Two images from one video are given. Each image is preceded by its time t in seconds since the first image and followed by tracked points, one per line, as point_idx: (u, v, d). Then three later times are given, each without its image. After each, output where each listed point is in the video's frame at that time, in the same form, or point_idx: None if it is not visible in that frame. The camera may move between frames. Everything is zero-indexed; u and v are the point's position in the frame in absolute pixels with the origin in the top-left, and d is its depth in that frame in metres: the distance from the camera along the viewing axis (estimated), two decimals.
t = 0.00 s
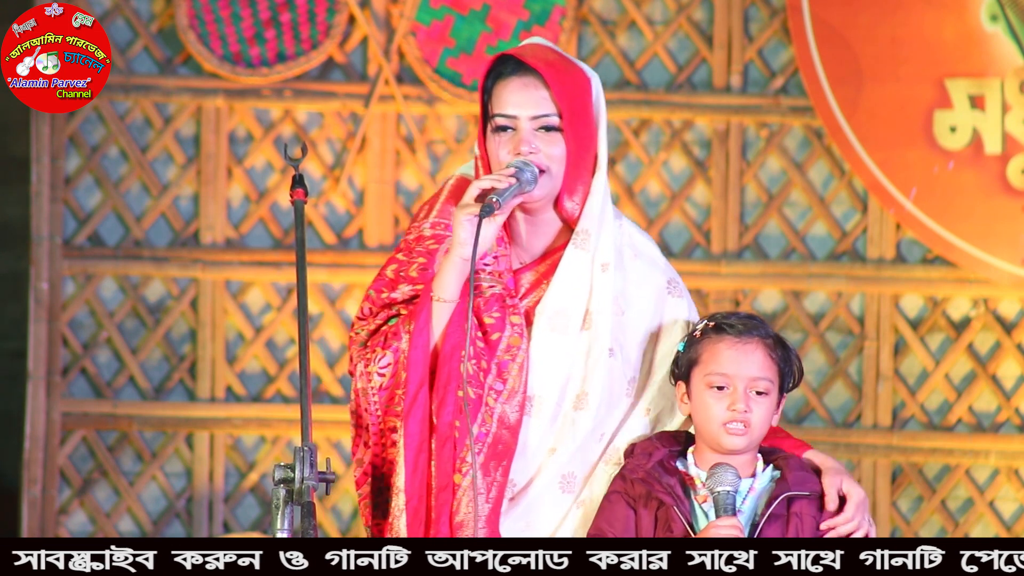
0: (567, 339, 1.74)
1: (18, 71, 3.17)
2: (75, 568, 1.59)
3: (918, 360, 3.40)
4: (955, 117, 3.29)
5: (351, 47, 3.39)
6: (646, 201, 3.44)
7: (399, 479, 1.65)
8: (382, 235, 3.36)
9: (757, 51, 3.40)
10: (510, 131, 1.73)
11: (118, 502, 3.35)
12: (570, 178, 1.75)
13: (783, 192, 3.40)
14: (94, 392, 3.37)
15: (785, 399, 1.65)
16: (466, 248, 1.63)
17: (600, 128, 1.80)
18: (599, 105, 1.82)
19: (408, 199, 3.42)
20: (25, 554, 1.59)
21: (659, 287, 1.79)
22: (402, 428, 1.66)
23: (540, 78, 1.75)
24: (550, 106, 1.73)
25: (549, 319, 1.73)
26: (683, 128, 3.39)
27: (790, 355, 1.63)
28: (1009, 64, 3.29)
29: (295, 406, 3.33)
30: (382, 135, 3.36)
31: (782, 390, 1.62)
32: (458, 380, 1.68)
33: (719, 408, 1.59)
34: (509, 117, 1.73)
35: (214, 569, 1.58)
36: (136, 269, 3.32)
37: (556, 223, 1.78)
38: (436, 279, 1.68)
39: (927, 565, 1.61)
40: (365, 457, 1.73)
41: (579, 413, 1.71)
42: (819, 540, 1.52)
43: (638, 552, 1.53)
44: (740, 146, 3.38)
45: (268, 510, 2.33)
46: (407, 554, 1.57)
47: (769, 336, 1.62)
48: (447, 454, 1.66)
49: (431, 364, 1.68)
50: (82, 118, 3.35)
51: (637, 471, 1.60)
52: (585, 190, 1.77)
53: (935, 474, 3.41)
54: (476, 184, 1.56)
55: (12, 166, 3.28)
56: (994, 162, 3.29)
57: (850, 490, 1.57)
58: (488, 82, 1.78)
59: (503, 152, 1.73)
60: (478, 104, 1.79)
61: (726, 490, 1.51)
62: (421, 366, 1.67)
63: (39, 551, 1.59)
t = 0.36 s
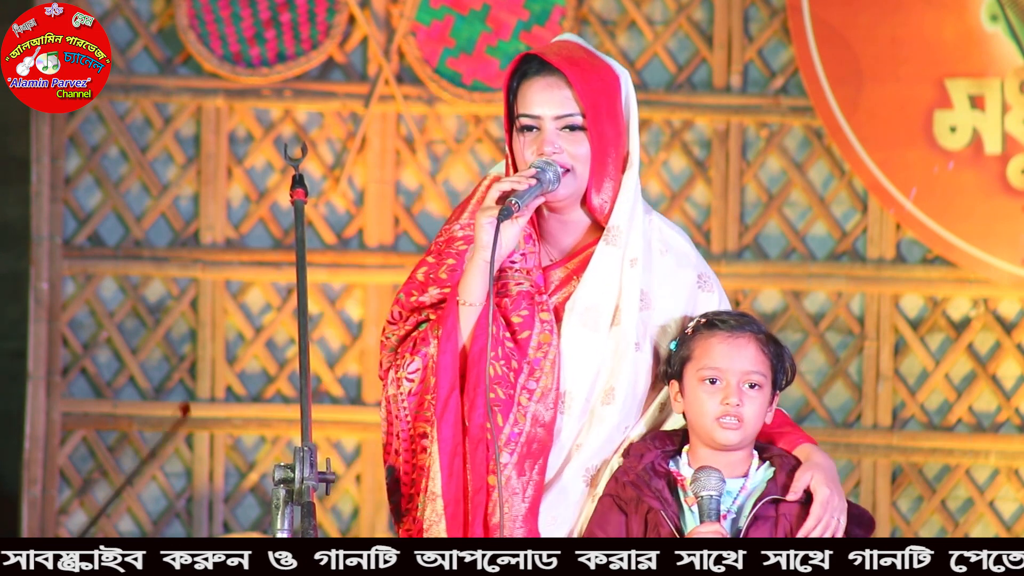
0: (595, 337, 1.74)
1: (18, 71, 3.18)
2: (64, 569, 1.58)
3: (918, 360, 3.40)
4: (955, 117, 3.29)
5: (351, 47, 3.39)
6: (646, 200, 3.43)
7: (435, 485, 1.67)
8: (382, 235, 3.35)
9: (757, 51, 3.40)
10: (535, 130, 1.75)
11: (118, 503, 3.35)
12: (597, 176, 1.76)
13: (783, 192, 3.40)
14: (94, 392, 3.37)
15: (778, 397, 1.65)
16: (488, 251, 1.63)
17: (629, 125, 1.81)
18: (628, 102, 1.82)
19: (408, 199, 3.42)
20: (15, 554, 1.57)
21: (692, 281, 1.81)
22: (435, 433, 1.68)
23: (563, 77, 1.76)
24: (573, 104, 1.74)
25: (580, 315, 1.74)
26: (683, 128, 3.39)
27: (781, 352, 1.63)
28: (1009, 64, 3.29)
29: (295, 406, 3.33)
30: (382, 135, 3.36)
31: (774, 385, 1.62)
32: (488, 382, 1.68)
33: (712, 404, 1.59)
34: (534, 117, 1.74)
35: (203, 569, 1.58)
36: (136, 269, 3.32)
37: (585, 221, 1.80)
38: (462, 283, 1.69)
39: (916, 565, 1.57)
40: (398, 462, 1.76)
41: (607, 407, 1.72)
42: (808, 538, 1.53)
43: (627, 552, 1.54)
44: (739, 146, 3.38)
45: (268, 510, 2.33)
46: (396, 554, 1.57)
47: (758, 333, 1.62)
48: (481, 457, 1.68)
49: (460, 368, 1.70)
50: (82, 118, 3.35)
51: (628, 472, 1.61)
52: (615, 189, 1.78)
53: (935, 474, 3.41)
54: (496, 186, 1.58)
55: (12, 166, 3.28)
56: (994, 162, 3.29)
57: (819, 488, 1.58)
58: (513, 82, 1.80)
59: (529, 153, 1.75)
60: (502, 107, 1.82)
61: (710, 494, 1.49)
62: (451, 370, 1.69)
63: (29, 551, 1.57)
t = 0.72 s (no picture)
0: (599, 338, 1.73)
1: (18, 71, 3.18)
2: (52, 568, 1.53)
3: (918, 360, 3.40)
4: (955, 117, 3.29)
5: (351, 47, 3.39)
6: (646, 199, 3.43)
7: (434, 485, 1.68)
8: (382, 235, 3.35)
9: (757, 51, 3.40)
10: (538, 133, 1.75)
11: (118, 502, 3.35)
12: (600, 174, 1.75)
13: (783, 193, 3.40)
14: (94, 392, 3.37)
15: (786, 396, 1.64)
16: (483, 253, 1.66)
17: (640, 126, 1.81)
18: (637, 102, 1.81)
19: (408, 199, 3.42)
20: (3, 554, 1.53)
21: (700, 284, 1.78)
22: (434, 435, 1.69)
23: (564, 79, 1.75)
24: (573, 107, 1.73)
25: (584, 316, 1.73)
26: (683, 128, 3.39)
27: (790, 351, 1.63)
28: (1008, 64, 3.29)
29: (295, 406, 3.33)
30: (382, 135, 3.36)
31: (784, 383, 1.62)
32: (484, 385, 1.69)
33: (719, 405, 1.58)
34: (536, 121, 1.74)
35: (192, 569, 1.55)
36: (136, 269, 3.32)
37: (593, 222, 1.79)
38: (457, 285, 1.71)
39: (905, 566, 1.52)
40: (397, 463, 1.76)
41: (609, 409, 1.70)
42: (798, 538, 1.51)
43: (616, 552, 1.52)
44: (739, 146, 3.38)
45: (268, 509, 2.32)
46: (385, 554, 1.53)
47: (769, 331, 1.62)
48: (476, 459, 1.67)
49: (457, 370, 1.70)
50: (82, 118, 3.35)
51: (638, 471, 1.61)
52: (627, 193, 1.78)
53: (935, 474, 3.41)
54: (488, 190, 1.58)
55: (12, 166, 3.28)
56: (994, 162, 3.29)
57: (835, 505, 1.54)
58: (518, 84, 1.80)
59: (530, 157, 1.75)
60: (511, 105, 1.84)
61: (721, 495, 1.49)
62: (449, 371, 1.69)
63: (17, 551, 1.53)
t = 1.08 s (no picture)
0: (601, 340, 1.73)
1: (18, 71, 3.18)
2: (41, 568, 1.57)
3: (918, 360, 3.40)
4: (955, 117, 3.29)
5: (351, 47, 3.39)
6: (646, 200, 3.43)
7: (423, 484, 1.68)
8: (383, 235, 3.35)
9: (757, 51, 3.40)
10: (539, 133, 1.75)
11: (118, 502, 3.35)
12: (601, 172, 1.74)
13: (783, 192, 3.40)
14: (94, 392, 3.37)
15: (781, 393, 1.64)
16: (477, 251, 1.67)
17: (647, 128, 1.81)
18: (641, 102, 1.81)
19: (407, 199, 3.42)
20: None
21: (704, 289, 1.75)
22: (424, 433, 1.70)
23: (564, 79, 1.75)
24: (572, 107, 1.74)
25: (587, 317, 1.74)
26: (683, 129, 3.39)
27: (786, 349, 1.62)
28: (1009, 64, 3.29)
29: (295, 406, 3.33)
30: (382, 135, 3.36)
31: (780, 382, 1.61)
32: (476, 384, 1.70)
33: (714, 405, 1.58)
34: (537, 121, 1.75)
35: (181, 568, 1.59)
36: (136, 269, 3.32)
37: (597, 223, 1.79)
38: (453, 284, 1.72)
39: (894, 565, 1.57)
40: (395, 462, 1.77)
41: (608, 411, 1.70)
42: (787, 538, 1.51)
43: (605, 552, 1.54)
44: (740, 146, 3.38)
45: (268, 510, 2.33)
46: (374, 554, 1.57)
47: (763, 330, 1.61)
48: (465, 458, 1.68)
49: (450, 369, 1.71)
50: (82, 118, 3.35)
51: (634, 469, 1.60)
52: (632, 195, 1.78)
53: (935, 474, 3.41)
54: (481, 187, 1.58)
55: (12, 166, 3.28)
56: (994, 162, 3.29)
57: (824, 504, 1.53)
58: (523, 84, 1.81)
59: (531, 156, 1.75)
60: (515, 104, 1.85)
61: (717, 495, 1.47)
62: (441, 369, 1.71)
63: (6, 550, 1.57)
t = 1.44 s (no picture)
0: (602, 341, 1.73)
1: (17, 71, 3.18)
2: (30, 569, 1.54)
3: (918, 360, 3.40)
4: (955, 117, 3.29)
5: (351, 47, 3.39)
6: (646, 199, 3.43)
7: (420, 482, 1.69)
8: (383, 236, 3.35)
9: (757, 51, 3.40)
10: (541, 133, 1.76)
11: (118, 502, 3.35)
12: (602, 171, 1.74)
13: (783, 193, 3.39)
14: (94, 392, 3.37)
15: (781, 392, 1.63)
16: (475, 250, 1.68)
17: (650, 129, 1.81)
18: (645, 103, 1.81)
19: (407, 199, 3.42)
20: None
21: (706, 290, 1.75)
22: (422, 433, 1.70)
23: (566, 80, 1.75)
24: (574, 107, 1.74)
25: (589, 318, 1.73)
26: (683, 128, 3.39)
27: (783, 349, 1.61)
28: (1009, 64, 3.29)
29: (295, 406, 3.33)
30: (382, 134, 3.36)
31: (773, 381, 1.60)
32: (474, 384, 1.70)
33: (704, 409, 1.58)
34: (539, 121, 1.75)
35: (169, 568, 1.57)
36: (136, 269, 3.32)
37: (599, 224, 1.79)
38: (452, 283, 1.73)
39: (883, 566, 1.55)
40: (395, 462, 1.77)
41: (609, 412, 1.70)
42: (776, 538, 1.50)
43: (594, 552, 1.54)
44: (740, 146, 3.38)
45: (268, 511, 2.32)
46: (363, 554, 1.56)
47: (754, 331, 1.60)
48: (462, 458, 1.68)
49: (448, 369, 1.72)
50: (82, 118, 3.35)
51: (637, 467, 1.61)
52: (634, 195, 1.78)
53: (935, 474, 3.41)
54: (479, 186, 1.59)
55: (12, 166, 3.28)
56: (994, 162, 3.29)
57: (826, 504, 1.53)
58: (527, 85, 1.82)
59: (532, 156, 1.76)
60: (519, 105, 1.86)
61: (719, 495, 1.47)
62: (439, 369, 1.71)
63: None
